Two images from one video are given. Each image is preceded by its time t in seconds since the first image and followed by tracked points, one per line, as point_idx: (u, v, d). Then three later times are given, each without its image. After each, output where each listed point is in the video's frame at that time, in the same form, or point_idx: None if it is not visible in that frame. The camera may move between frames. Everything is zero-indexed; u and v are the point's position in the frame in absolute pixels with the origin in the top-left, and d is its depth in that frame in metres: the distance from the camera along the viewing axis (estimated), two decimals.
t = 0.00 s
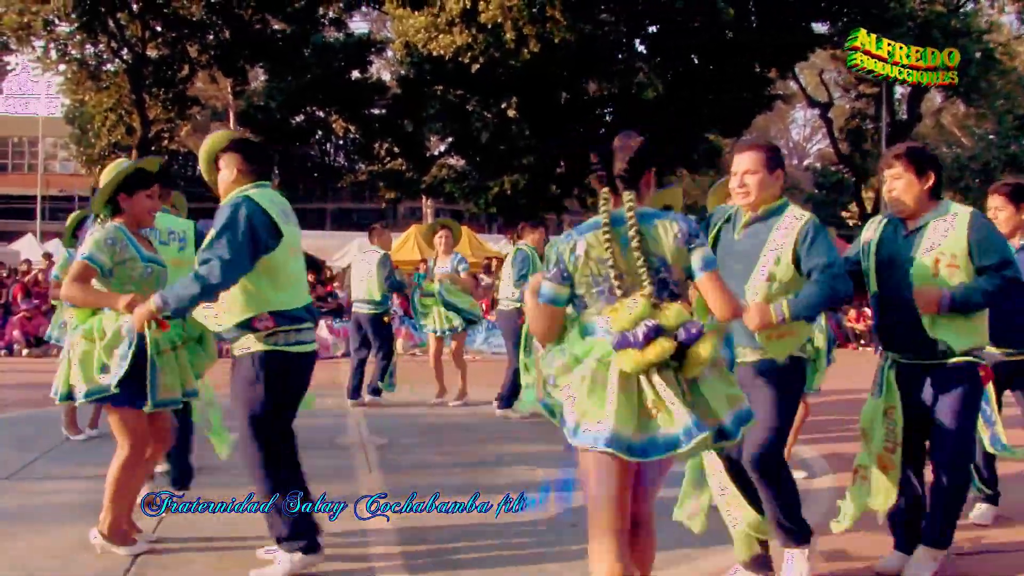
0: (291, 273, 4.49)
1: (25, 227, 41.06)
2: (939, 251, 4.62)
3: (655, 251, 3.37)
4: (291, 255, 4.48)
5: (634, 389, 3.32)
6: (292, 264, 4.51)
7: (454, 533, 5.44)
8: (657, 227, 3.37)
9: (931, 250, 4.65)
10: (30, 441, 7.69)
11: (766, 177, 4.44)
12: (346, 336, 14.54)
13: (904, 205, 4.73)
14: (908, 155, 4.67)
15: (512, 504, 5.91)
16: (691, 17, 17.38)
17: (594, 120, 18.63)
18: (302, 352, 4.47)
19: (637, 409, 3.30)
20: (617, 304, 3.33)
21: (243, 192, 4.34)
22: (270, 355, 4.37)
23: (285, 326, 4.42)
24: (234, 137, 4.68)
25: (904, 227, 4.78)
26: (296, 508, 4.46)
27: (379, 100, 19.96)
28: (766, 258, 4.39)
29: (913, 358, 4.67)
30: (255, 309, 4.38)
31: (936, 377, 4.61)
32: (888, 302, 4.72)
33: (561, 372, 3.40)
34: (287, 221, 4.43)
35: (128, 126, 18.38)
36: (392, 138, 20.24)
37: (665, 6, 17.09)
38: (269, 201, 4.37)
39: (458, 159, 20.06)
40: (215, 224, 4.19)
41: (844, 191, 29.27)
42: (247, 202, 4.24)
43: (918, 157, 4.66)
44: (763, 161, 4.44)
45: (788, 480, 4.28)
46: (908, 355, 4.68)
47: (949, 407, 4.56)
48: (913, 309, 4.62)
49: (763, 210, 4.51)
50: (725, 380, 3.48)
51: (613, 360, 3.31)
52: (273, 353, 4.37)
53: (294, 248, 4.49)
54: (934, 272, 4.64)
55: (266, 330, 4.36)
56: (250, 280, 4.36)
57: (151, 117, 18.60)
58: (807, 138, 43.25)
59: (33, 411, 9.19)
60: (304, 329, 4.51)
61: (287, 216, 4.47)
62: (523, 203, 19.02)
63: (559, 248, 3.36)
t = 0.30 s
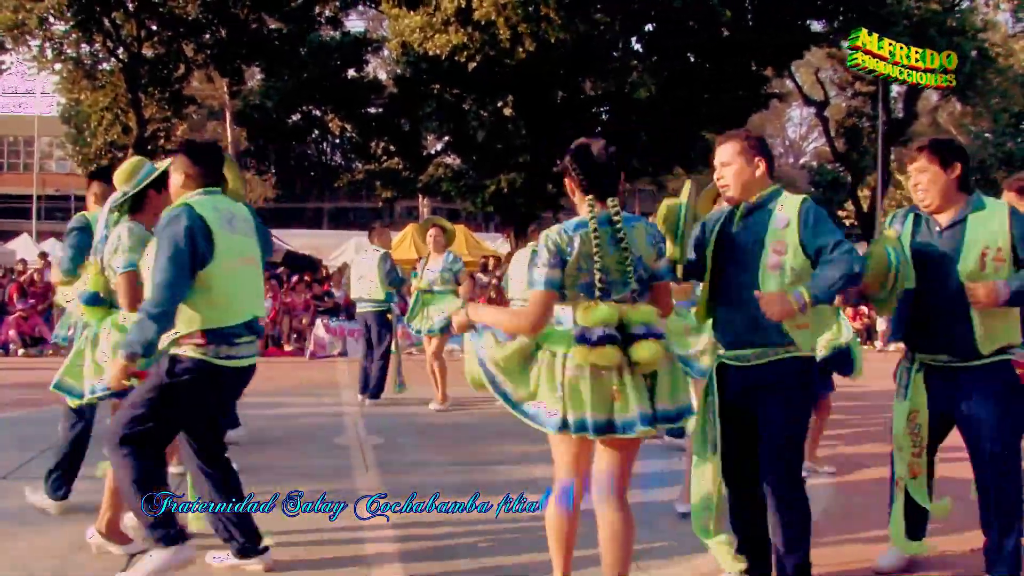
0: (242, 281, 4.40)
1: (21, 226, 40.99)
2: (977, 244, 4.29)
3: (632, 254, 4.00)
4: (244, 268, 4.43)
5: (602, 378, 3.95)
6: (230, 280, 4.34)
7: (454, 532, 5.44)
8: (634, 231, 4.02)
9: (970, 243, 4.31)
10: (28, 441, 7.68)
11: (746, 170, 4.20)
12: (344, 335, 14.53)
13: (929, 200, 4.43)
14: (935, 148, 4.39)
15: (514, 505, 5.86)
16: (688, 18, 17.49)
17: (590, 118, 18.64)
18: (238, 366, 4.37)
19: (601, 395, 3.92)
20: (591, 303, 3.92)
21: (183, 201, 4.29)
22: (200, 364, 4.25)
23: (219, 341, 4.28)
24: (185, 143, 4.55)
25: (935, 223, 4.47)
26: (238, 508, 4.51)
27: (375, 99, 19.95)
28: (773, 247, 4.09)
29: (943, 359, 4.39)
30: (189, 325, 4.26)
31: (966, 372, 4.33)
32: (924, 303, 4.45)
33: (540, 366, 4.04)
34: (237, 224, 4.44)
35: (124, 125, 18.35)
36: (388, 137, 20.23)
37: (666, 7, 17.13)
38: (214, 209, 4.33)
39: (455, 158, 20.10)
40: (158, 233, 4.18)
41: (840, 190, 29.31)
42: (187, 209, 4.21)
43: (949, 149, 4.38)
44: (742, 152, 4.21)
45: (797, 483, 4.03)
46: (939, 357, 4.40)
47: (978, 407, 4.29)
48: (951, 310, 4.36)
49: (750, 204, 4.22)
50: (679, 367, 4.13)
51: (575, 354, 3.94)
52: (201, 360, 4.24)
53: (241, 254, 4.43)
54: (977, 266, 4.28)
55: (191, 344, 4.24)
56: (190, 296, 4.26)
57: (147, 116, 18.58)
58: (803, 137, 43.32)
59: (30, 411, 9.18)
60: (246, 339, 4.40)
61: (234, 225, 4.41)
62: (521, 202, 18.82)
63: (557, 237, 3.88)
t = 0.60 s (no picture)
0: (173, 269, 4.15)
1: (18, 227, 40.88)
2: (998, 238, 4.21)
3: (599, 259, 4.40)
4: (176, 256, 4.19)
5: (565, 375, 4.32)
6: (162, 269, 4.10)
7: (454, 532, 5.42)
8: (603, 238, 4.42)
9: (991, 238, 4.23)
10: (25, 441, 7.65)
11: (732, 165, 4.05)
12: (341, 334, 14.50)
13: (954, 197, 4.36)
14: (952, 147, 4.39)
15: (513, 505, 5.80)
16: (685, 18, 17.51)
17: (588, 118, 18.60)
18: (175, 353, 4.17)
19: (568, 388, 4.30)
20: (567, 303, 4.35)
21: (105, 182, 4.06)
22: (128, 358, 4.04)
23: (140, 330, 4.06)
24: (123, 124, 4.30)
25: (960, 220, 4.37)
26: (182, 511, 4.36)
27: (373, 99, 19.81)
28: (747, 248, 3.93)
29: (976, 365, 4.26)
30: (105, 312, 4.05)
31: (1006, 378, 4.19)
32: (948, 303, 4.33)
33: (506, 348, 4.43)
34: (167, 211, 4.18)
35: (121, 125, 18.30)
36: (386, 136, 20.10)
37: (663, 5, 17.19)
38: (134, 192, 4.07)
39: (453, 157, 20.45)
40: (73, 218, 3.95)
41: (839, 189, 29.30)
42: (105, 187, 3.97)
43: (964, 144, 4.37)
44: (728, 145, 4.07)
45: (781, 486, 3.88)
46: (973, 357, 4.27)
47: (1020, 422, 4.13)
48: (974, 308, 4.26)
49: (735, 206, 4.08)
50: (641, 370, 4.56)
51: (546, 347, 4.35)
52: (130, 357, 4.04)
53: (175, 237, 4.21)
54: (996, 259, 4.21)
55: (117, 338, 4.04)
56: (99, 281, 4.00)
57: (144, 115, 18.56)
58: (801, 136, 43.25)
59: (26, 412, 9.15)
60: (181, 329, 4.20)
61: (159, 207, 4.14)
62: (518, 201, 18.86)
63: (527, 242, 4.30)
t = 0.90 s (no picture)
0: (123, 271, 3.96)
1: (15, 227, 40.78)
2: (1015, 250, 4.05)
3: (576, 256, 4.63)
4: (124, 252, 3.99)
5: (564, 370, 4.55)
6: (111, 272, 3.93)
7: (452, 532, 5.40)
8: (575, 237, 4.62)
9: (1004, 252, 4.09)
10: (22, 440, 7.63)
11: (689, 185, 3.70)
12: (338, 334, 14.47)
13: (962, 208, 4.20)
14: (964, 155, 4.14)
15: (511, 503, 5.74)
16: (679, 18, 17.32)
17: (585, 116, 18.72)
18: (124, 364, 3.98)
19: (559, 385, 4.50)
20: (539, 301, 4.55)
21: (43, 194, 3.87)
22: (73, 367, 3.89)
23: (81, 340, 3.88)
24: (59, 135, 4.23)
25: (968, 230, 4.24)
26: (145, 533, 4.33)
27: (370, 98, 19.83)
28: (723, 276, 3.65)
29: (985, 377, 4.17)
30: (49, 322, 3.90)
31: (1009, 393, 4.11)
32: (952, 316, 4.22)
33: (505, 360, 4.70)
34: (108, 213, 3.99)
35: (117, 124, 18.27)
36: (383, 136, 20.20)
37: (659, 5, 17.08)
38: (76, 202, 3.90)
39: (449, 158, 20.37)
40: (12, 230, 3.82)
41: (835, 189, 29.31)
42: (40, 201, 3.80)
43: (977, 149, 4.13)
44: (680, 165, 3.70)
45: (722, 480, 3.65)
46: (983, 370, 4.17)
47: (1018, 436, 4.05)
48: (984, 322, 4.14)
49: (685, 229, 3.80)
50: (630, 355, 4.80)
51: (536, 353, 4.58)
52: (72, 367, 3.89)
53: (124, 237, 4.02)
54: (1013, 274, 4.06)
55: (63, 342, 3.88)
56: (40, 288, 3.85)
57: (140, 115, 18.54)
58: (798, 136, 43.21)
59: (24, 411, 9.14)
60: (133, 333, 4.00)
61: (102, 213, 3.96)
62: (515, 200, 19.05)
63: (510, 259, 4.52)
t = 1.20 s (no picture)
0: (68, 266, 4.13)
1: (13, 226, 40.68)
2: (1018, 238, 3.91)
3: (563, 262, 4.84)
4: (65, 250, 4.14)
5: (521, 359, 4.69)
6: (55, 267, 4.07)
7: (451, 532, 5.36)
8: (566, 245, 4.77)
9: (1009, 243, 3.94)
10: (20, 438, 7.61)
11: (641, 190, 3.37)
12: (337, 333, 14.45)
13: (963, 204, 4.06)
14: (959, 150, 4.02)
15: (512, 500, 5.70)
16: (677, 15, 17.43)
17: (583, 115, 18.67)
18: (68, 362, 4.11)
19: (519, 365, 4.67)
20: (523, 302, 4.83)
21: None
22: (25, 364, 3.99)
23: (32, 335, 4.00)
24: None
25: (970, 225, 4.09)
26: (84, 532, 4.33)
27: (368, 96, 19.66)
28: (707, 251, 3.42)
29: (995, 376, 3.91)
30: None
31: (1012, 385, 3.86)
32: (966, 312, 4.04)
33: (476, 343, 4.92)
34: (44, 211, 4.15)
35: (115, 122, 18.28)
36: (380, 134, 19.99)
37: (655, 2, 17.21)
38: (13, 203, 4.03)
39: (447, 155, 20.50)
40: None
41: (833, 187, 29.33)
42: None
43: (969, 141, 4.01)
44: (626, 178, 3.34)
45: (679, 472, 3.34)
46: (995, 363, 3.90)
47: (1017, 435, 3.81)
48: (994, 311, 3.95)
49: (650, 228, 3.52)
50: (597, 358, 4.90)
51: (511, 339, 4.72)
52: (18, 364, 3.98)
53: (65, 236, 4.18)
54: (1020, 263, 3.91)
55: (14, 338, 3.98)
56: None
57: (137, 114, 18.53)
58: (796, 133, 43.18)
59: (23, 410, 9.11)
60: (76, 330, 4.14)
61: (40, 212, 4.12)
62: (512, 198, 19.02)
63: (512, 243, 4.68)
